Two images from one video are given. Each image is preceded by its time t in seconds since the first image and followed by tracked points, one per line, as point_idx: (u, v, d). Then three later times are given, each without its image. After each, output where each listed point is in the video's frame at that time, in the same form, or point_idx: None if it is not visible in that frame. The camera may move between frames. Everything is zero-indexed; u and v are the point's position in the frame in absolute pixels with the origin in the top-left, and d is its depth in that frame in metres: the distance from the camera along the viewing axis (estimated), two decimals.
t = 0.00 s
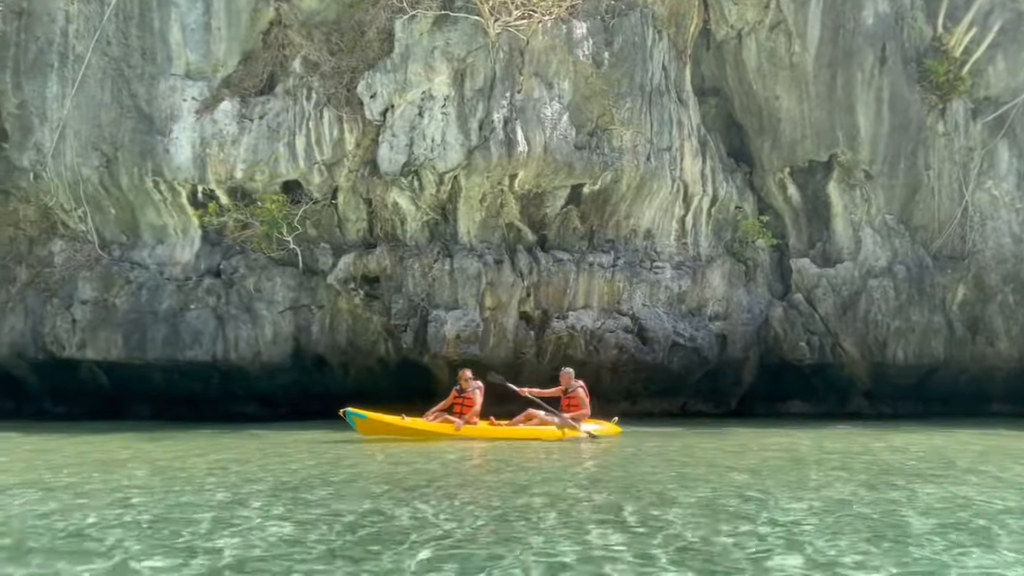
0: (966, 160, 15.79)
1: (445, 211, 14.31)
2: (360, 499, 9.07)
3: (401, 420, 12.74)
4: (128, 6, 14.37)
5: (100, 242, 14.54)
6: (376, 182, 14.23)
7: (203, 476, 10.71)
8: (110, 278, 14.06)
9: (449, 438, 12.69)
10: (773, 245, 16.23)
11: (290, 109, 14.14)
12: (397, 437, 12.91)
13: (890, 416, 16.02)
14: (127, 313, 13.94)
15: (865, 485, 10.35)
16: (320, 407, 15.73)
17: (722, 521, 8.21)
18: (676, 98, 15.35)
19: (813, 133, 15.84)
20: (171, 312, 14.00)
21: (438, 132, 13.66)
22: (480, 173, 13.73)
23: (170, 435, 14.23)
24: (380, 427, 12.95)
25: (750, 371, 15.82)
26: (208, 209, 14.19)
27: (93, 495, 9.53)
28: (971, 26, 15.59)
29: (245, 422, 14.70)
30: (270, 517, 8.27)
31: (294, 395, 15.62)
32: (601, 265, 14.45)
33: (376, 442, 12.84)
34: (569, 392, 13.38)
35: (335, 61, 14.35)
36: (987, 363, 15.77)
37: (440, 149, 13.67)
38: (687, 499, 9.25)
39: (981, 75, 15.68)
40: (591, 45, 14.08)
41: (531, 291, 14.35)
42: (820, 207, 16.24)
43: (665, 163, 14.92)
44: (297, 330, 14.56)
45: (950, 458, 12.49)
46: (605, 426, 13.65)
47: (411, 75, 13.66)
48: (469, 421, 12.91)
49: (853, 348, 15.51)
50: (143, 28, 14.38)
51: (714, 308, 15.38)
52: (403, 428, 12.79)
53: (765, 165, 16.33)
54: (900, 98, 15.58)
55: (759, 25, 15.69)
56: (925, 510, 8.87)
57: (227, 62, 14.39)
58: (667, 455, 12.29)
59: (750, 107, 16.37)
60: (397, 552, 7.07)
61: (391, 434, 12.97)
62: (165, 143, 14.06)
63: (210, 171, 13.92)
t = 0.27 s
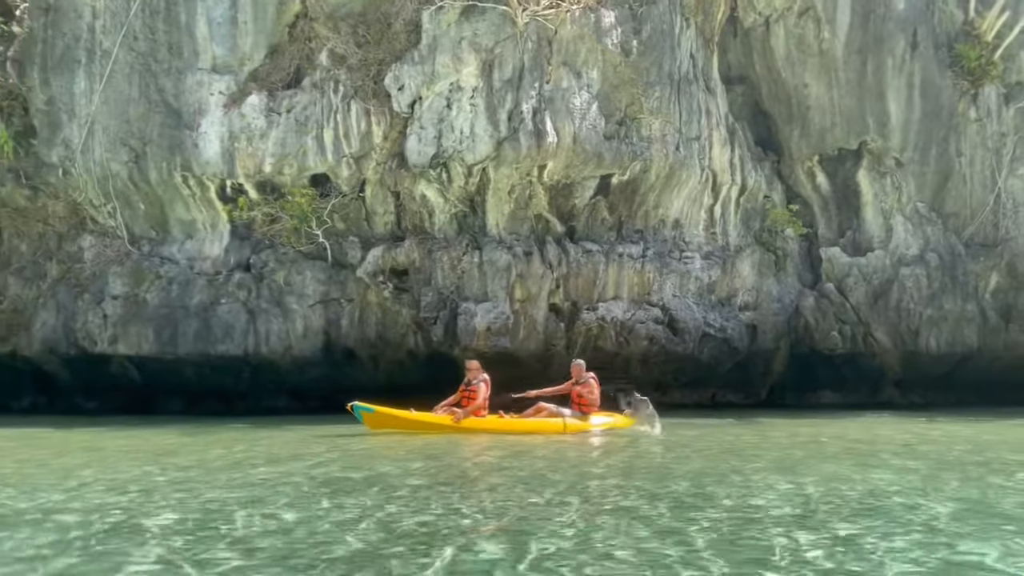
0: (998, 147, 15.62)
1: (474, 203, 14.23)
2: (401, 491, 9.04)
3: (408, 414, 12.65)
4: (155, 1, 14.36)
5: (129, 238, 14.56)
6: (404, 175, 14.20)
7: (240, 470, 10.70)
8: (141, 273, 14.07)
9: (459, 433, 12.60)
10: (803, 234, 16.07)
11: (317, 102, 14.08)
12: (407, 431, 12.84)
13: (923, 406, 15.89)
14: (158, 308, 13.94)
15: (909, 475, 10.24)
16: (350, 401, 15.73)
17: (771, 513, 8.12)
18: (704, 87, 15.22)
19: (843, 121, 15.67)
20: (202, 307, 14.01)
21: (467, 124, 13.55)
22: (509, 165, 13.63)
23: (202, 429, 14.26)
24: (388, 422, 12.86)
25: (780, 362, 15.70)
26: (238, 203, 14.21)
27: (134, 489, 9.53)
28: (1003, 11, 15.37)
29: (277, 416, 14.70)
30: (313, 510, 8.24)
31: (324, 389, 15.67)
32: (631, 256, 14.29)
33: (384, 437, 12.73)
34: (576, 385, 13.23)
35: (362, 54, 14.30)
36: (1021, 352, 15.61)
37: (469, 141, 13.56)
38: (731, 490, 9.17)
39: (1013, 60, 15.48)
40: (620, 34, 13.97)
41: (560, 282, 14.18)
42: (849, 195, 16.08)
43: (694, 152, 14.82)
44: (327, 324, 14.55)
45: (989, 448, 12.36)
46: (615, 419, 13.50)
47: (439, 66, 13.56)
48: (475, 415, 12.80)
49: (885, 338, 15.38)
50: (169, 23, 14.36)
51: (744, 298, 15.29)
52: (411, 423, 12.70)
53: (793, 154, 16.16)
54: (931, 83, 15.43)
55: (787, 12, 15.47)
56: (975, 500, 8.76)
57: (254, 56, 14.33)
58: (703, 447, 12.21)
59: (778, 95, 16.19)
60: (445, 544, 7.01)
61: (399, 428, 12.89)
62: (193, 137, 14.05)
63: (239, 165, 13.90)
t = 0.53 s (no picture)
0: None
1: (505, 195, 14.18)
2: (447, 484, 9.03)
3: (419, 406, 12.54)
4: None
5: (162, 233, 14.61)
6: (434, 168, 14.18)
7: (282, 463, 10.75)
8: (175, 269, 14.13)
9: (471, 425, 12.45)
10: (835, 222, 15.92)
11: (348, 96, 14.07)
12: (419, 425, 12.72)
13: (959, 395, 15.75)
14: (193, 303, 14.02)
15: (955, 465, 10.14)
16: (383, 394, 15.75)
17: (824, 504, 8.05)
18: (735, 75, 15.10)
19: (875, 107, 15.50)
20: (236, 301, 14.06)
21: (498, 115, 13.47)
22: (541, 156, 13.54)
23: (238, 423, 14.33)
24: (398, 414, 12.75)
25: (814, 351, 15.61)
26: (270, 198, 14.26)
27: (180, 484, 9.57)
28: None
29: (311, 410, 14.75)
30: (362, 502, 8.24)
31: (357, 382, 15.70)
32: (663, 246, 14.17)
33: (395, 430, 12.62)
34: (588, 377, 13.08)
35: (391, 46, 14.28)
36: None
37: (500, 132, 13.48)
38: (779, 481, 9.11)
39: None
40: (651, 22, 13.84)
41: (593, 274, 14.05)
42: (882, 182, 15.93)
43: (726, 141, 14.73)
44: (360, 317, 14.56)
45: None
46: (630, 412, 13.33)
47: (469, 58, 13.43)
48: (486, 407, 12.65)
49: (921, 326, 15.25)
50: (199, 18, 14.38)
51: (777, 287, 15.20)
52: (421, 415, 12.58)
53: (825, 142, 15.99)
54: (966, 68, 15.27)
55: None
56: None
57: (284, 50, 14.32)
58: (742, 438, 12.14)
59: (809, 82, 16.00)
60: (499, 536, 6.99)
61: (411, 422, 12.78)
62: (225, 132, 14.06)
63: (271, 160, 13.92)
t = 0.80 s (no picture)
0: None
1: (538, 188, 14.07)
2: (493, 479, 9.00)
3: (431, 402, 12.50)
4: None
5: (196, 230, 14.64)
6: (467, 162, 14.12)
7: (324, 458, 10.75)
8: (209, 265, 14.15)
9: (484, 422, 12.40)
10: (870, 212, 15.72)
11: (379, 90, 14.01)
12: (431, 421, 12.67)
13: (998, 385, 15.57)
14: (228, 299, 14.05)
15: (1006, 458, 10.00)
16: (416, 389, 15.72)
17: (879, 498, 7.95)
18: (769, 64, 14.92)
19: (911, 95, 15.29)
20: (271, 297, 14.09)
21: (531, 108, 13.32)
22: (575, 148, 13.42)
23: (273, 419, 14.37)
24: (410, 411, 12.71)
25: (850, 342, 15.45)
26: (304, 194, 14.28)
27: (225, 481, 9.59)
28: None
29: (346, 405, 14.77)
30: (411, 498, 8.22)
31: (390, 377, 15.68)
32: (699, 238, 14.03)
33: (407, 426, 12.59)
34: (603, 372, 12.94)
35: (422, 40, 14.20)
36: None
37: (534, 125, 13.33)
38: (829, 476, 9.01)
39: None
40: (684, 11, 13.70)
41: (627, 267, 13.91)
42: (918, 171, 15.71)
43: (760, 131, 14.56)
44: (394, 312, 14.54)
45: None
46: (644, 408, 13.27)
47: (502, 50, 13.27)
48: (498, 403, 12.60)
49: (959, 316, 15.06)
50: (230, 14, 14.35)
51: (812, 279, 15.05)
52: (432, 411, 12.57)
53: (859, 130, 15.78)
54: (1005, 54, 15.01)
55: None
56: None
57: (315, 45, 14.27)
58: (784, 432, 12.02)
59: (843, 70, 15.79)
60: (554, 533, 6.94)
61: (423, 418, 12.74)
62: (258, 128, 14.05)
63: (304, 156, 13.90)
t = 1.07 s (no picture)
0: None
1: (574, 183, 13.92)
2: (541, 476, 8.96)
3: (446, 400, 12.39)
4: None
5: (232, 228, 14.69)
6: (502, 157, 14.07)
7: (367, 454, 10.75)
8: (247, 263, 14.19)
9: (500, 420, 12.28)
10: (909, 204, 15.49)
11: (414, 86, 13.98)
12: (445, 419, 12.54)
13: None
14: (265, 297, 14.09)
15: None
16: (451, 385, 15.68)
17: (939, 496, 7.83)
18: (806, 55, 14.74)
19: (951, 85, 15.07)
20: (308, 294, 14.10)
21: (568, 102, 13.21)
22: (612, 142, 13.31)
23: (311, 415, 14.41)
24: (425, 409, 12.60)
25: (889, 336, 15.29)
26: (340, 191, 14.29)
27: (272, 478, 9.62)
28: None
29: (383, 401, 14.78)
30: (462, 496, 8.19)
31: (425, 373, 15.65)
32: (737, 231, 13.91)
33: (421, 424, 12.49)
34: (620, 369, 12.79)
35: (457, 35, 14.15)
36: None
37: (570, 120, 13.21)
38: (884, 473, 8.89)
39: None
40: (722, 3, 13.56)
41: (664, 261, 13.77)
42: (958, 162, 15.50)
43: (798, 123, 14.39)
44: (430, 308, 14.52)
45: None
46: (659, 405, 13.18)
47: (538, 45, 13.16)
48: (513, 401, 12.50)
49: (1001, 309, 14.85)
50: (264, 11, 14.34)
51: (851, 272, 14.89)
52: (445, 408, 12.53)
53: (897, 121, 15.57)
54: None
55: None
56: None
57: (349, 42, 14.24)
58: (828, 429, 11.89)
59: (880, 60, 15.58)
60: (611, 532, 6.88)
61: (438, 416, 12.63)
62: (293, 126, 14.06)
63: (339, 153, 13.91)
